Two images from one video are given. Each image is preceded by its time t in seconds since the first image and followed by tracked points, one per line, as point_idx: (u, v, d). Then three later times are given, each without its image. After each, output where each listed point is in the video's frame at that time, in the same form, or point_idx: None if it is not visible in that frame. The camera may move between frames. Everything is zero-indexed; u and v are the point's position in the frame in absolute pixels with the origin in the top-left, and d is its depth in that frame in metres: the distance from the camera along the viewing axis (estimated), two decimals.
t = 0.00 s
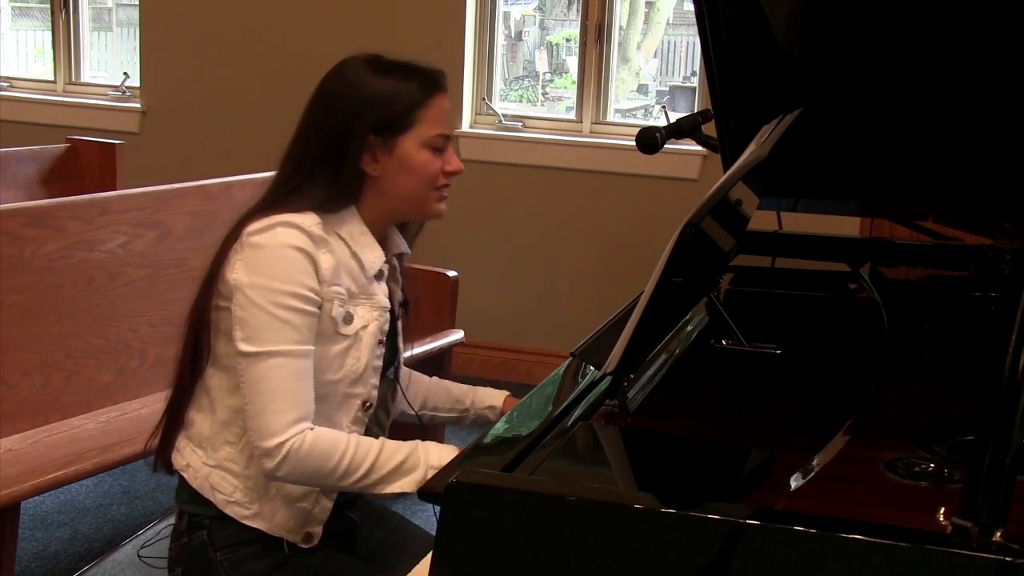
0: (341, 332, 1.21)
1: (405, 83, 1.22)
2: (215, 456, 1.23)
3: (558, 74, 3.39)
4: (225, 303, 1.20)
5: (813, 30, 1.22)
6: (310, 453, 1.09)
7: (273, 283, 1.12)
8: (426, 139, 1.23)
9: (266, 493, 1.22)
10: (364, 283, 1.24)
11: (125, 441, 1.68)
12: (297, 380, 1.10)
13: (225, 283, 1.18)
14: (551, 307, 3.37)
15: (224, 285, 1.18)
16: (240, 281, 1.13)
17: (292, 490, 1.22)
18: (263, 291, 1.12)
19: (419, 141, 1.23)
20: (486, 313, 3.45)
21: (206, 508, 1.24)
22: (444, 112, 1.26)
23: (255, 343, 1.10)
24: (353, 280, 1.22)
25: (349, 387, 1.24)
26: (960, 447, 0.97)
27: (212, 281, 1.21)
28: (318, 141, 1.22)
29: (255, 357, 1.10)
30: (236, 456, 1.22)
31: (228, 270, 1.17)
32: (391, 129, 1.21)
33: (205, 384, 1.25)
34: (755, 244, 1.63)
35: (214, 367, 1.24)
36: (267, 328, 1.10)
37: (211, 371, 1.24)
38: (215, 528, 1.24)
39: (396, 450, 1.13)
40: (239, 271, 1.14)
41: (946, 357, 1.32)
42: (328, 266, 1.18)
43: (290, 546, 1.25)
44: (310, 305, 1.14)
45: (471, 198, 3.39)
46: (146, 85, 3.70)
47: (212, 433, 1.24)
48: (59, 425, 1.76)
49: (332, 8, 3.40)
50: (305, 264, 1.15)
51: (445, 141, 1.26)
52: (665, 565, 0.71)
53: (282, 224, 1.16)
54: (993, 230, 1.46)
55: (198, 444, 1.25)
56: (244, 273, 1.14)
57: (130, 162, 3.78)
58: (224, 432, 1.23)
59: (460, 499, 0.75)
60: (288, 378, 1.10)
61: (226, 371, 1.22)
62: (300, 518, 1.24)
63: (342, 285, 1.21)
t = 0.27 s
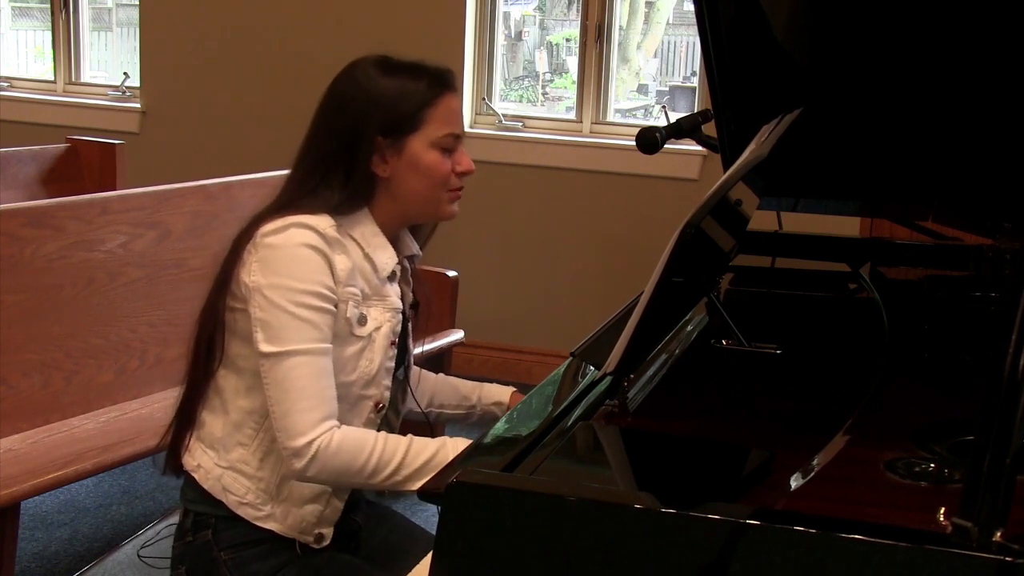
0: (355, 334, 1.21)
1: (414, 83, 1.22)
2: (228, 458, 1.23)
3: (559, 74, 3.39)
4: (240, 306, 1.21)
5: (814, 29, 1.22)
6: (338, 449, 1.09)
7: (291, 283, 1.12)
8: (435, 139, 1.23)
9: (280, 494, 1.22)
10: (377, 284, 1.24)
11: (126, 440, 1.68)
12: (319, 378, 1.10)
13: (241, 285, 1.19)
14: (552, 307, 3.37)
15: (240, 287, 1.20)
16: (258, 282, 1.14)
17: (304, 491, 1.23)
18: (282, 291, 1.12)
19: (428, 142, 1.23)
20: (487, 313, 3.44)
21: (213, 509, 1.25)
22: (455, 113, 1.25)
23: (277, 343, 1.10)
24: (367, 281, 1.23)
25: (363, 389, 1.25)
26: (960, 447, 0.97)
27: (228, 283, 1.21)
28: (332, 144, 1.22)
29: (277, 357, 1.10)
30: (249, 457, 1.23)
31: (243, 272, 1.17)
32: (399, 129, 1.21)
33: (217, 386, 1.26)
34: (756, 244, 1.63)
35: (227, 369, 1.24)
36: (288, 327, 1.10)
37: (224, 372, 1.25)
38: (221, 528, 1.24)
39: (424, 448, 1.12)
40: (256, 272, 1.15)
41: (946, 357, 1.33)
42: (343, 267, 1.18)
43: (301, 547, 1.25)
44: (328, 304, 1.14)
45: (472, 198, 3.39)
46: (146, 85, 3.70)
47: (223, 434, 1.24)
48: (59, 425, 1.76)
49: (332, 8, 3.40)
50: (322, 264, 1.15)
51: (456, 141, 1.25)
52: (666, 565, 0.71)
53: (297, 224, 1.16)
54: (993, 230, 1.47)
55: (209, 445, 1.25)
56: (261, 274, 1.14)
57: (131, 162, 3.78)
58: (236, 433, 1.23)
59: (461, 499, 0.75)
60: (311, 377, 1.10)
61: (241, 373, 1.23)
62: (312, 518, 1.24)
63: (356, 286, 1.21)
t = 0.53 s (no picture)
0: (351, 335, 1.21)
1: (402, 78, 1.22)
2: (226, 459, 1.23)
3: (559, 74, 3.39)
4: (235, 307, 1.21)
5: (813, 29, 1.22)
6: (336, 452, 1.09)
7: (287, 285, 1.12)
8: (424, 135, 1.23)
9: (277, 495, 1.23)
10: (372, 285, 1.24)
11: (125, 440, 1.68)
12: (316, 380, 1.10)
13: (235, 288, 1.18)
14: (552, 307, 3.37)
15: (234, 289, 1.19)
16: (253, 285, 1.14)
17: (302, 492, 1.22)
18: (277, 294, 1.12)
19: (417, 138, 1.22)
20: (487, 314, 3.44)
21: (212, 510, 1.24)
22: (446, 108, 1.25)
23: (274, 345, 1.10)
24: (362, 282, 1.23)
25: (359, 390, 1.25)
26: (960, 447, 0.97)
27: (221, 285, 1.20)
28: (325, 141, 1.23)
29: (273, 359, 1.10)
30: (247, 459, 1.23)
31: (238, 276, 1.17)
32: (388, 126, 1.21)
33: (214, 388, 1.26)
34: (755, 244, 1.63)
35: (224, 370, 1.25)
36: (284, 330, 1.10)
37: (221, 374, 1.25)
38: (219, 529, 1.24)
39: (422, 447, 1.12)
40: (251, 275, 1.15)
41: (946, 357, 1.33)
42: (338, 268, 1.18)
43: (300, 547, 1.25)
44: (324, 306, 1.14)
45: (471, 198, 3.39)
46: (146, 84, 3.70)
47: (222, 436, 1.24)
48: (59, 425, 1.76)
49: (332, 9, 3.40)
50: (317, 266, 1.16)
51: (447, 137, 1.25)
52: (666, 566, 0.71)
53: (292, 226, 1.16)
54: (993, 230, 1.47)
55: (207, 447, 1.25)
56: (256, 277, 1.14)
57: (130, 162, 3.78)
58: (233, 435, 1.23)
59: (461, 500, 0.75)
60: (307, 379, 1.10)
61: (239, 375, 1.23)
62: (310, 520, 1.24)
63: (352, 287, 1.21)
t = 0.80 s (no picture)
0: (342, 335, 1.21)
1: (390, 74, 1.22)
2: (220, 462, 1.23)
3: (558, 74, 3.39)
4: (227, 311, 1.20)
5: (813, 29, 1.22)
6: (322, 456, 1.09)
7: (275, 288, 1.12)
8: (413, 132, 1.23)
9: (271, 497, 1.22)
10: (362, 284, 1.24)
11: (125, 440, 1.68)
12: (304, 384, 1.11)
13: (223, 291, 1.18)
14: (551, 307, 3.37)
15: (224, 292, 1.19)
16: (240, 287, 1.14)
17: (297, 493, 1.22)
18: (265, 296, 1.12)
19: (405, 135, 1.23)
20: (486, 314, 3.44)
21: (210, 512, 1.24)
22: (434, 104, 1.25)
23: (262, 349, 1.11)
24: (353, 282, 1.23)
25: (351, 389, 1.25)
26: (960, 447, 0.97)
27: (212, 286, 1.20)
28: (316, 140, 1.22)
29: (261, 363, 1.10)
30: (241, 460, 1.23)
31: (226, 278, 1.17)
32: (377, 123, 1.22)
33: (207, 390, 1.25)
34: (755, 244, 1.63)
35: (216, 373, 1.24)
36: (271, 333, 1.11)
37: (213, 377, 1.25)
38: (217, 530, 1.24)
39: (408, 449, 1.13)
40: (239, 277, 1.15)
41: (946, 357, 1.33)
42: (326, 270, 1.19)
43: (297, 548, 1.25)
44: (312, 309, 1.14)
45: (471, 198, 3.39)
46: (146, 84, 3.70)
47: (215, 438, 1.24)
48: (59, 425, 1.76)
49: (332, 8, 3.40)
50: (305, 269, 1.16)
51: (436, 133, 1.25)
52: (666, 566, 0.71)
53: (280, 228, 1.16)
54: (993, 230, 1.47)
55: (202, 449, 1.25)
56: (244, 278, 1.14)
57: (130, 162, 3.78)
58: (227, 437, 1.23)
59: (461, 501, 0.75)
60: (295, 382, 1.10)
61: (230, 377, 1.23)
62: (305, 520, 1.24)
63: (342, 288, 1.21)
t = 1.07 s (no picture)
0: (324, 336, 1.21)
1: (390, 78, 1.22)
2: (207, 463, 1.23)
3: (558, 74, 3.39)
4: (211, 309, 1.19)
5: (813, 30, 1.22)
6: (288, 456, 1.09)
7: (252, 290, 1.13)
8: (407, 139, 1.22)
9: (256, 499, 1.22)
10: (348, 284, 1.25)
11: (125, 440, 1.68)
12: (277, 387, 1.11)
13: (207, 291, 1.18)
14: (551, 307, 3.37)
15: (207, 292, 1.18)
16: (219, 288, 1.14)
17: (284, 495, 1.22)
18: (243, 298, 1.12)
19: (398, 142, 1.22)
20: (486, 314, 3.44)
21: (203, 512, 1.24)
22: (431, 112, 1.24)
23: (236, 350, 1.11)
24: (337, 282, 1.23)
25: (337, 391, 1.25)
26: (960, 447, 0.97)
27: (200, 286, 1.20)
28: (312, 140, 1.22)
29: (233, 364, 1.10)
30: (226, 463, 1.22)
31: (209, 278, 1.18)
32: (371, 127, 1.21)
33: (194, 392, 1.25)
34: (755, 244, 1.62)
35: (202, 375, 1.24)
36: (246, 335, 1.11)
37: (199, 378, 1.24)
38: (213, 531, 1.23)
39: (375, 442, 1.13)
40: (219, 278, 1.15)
41: (946, 357, 1.33)
42: (308, 271, 1.18)
43: (283, 550, 1.25)
44: (290, 311, 1.15)
45: (471, 198, 3.39)
46: (146, 85, 3.70)
47: (202, 440, 1.24)
48: (59, 425, 1.76)
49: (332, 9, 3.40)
50: (285, 270, 1.16)
51: (430, 142, 1.24)
52: (665, 567, 0.71)
53: (262, 230, 1.17)
54: (993, 230, 1.47)
55: (191, 451, 1.25)
56: (223, 278, 1.14)
57: (130, 162, 3.79)
58: (213, 439, 1.23)
59: (459, 500, 0.75)
60: (264, 384, 1.10)
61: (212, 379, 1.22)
62: (293, 522, 1.24)
63: (325, 289, 1.21)
